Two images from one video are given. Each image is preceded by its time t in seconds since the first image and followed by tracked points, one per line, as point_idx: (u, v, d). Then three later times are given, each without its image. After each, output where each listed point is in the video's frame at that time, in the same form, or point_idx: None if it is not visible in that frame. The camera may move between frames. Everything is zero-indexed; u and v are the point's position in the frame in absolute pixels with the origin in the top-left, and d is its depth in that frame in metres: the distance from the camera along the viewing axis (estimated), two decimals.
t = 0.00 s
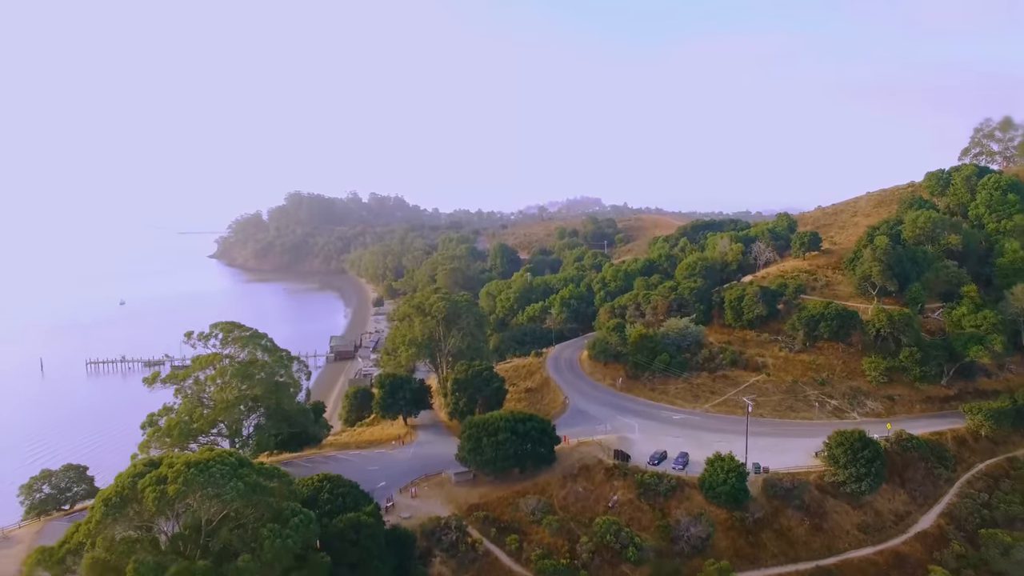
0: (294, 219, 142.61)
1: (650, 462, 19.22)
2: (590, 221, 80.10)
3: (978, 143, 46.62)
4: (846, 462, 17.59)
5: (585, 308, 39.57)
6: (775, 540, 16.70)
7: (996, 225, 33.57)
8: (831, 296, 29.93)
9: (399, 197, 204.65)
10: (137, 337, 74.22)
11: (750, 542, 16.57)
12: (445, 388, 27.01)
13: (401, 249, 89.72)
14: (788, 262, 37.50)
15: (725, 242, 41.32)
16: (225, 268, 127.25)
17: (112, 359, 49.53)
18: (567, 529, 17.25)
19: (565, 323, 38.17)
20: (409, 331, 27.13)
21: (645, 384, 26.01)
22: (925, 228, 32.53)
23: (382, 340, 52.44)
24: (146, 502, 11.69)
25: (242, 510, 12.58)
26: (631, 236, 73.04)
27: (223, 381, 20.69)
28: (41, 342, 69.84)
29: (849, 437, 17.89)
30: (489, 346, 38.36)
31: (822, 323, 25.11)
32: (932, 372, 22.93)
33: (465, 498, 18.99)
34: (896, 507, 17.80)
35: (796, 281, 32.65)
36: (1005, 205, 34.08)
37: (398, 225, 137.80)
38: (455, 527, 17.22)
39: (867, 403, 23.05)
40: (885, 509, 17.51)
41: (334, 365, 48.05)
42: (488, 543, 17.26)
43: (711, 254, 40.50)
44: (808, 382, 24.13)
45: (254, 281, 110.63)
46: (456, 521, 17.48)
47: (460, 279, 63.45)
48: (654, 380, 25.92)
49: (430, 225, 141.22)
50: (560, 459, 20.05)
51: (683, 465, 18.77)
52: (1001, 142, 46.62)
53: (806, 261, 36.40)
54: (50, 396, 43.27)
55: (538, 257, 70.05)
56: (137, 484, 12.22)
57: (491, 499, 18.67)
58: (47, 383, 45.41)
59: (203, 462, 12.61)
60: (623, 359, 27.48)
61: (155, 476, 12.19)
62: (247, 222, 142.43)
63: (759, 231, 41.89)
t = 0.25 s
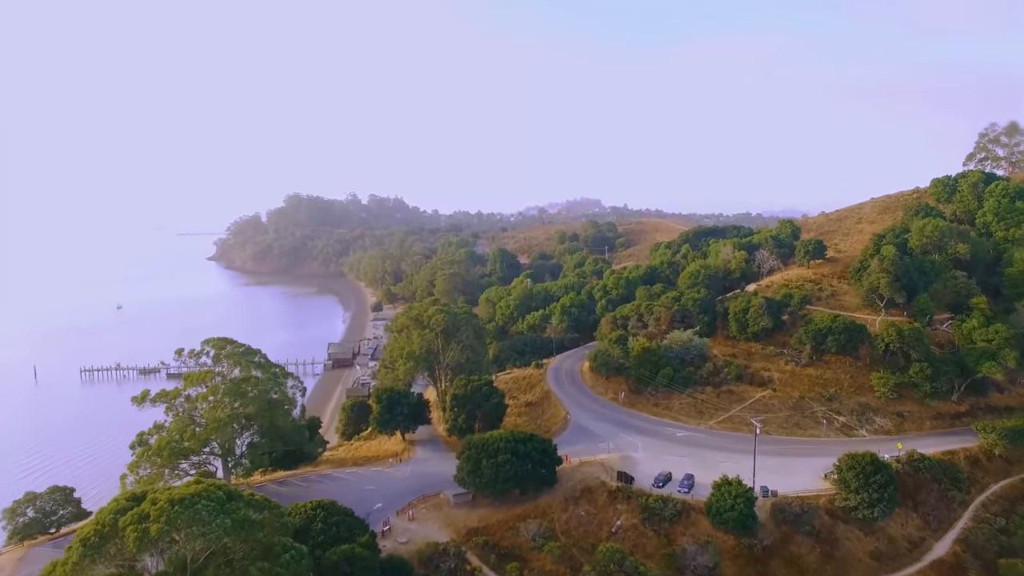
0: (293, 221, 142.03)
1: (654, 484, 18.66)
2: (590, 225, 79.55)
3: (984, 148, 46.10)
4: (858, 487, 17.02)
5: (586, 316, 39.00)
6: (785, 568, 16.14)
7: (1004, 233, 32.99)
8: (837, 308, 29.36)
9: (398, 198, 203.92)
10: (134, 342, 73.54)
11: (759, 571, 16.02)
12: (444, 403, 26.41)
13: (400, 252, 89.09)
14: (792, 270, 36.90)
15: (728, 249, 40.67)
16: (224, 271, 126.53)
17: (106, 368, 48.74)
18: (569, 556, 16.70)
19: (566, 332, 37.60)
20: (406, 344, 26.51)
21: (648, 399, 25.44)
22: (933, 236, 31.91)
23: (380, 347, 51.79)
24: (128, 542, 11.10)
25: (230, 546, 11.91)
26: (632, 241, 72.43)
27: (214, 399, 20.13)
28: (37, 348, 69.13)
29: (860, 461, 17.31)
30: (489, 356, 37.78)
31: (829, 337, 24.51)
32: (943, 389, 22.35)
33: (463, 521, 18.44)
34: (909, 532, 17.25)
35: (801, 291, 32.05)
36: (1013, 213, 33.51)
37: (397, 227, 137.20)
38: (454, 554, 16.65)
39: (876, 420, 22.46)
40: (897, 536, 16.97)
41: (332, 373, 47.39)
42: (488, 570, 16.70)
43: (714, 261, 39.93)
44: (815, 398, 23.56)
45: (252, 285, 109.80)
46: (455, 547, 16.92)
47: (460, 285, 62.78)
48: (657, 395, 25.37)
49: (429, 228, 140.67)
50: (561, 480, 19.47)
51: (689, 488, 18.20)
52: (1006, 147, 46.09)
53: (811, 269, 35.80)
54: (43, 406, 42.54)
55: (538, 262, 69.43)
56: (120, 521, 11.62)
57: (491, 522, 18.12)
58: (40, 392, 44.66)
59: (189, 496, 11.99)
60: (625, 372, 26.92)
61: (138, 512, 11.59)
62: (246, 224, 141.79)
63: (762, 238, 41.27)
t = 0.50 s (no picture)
0: (291, 224, 141.49)
1: (658, 508, 18.04)
2: (590, 229, 79.00)
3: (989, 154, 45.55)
4: (871, 514, 16.38)
5: (586, 326, 38.48)
6: None
7: (1012, 242, 32.40)
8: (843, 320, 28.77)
9: (397, 200, 203.21)
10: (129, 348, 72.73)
11: None
12: (442, 418, 25.81)
13: (399, 256, 88.45)
14: (796, 278, 36.30)
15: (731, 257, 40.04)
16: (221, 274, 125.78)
17: (100, 376, 47.96)
18: None
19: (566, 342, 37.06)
20: (403, 358, 25.90)
21: (650, 415, 24.85)
22: (940, 245, 31.29)
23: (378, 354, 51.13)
24: None
25: None
26: (632, 245, 71.83)
27: (205, 420, 19.55)
28: (32, 355, 68.35)
29: (873, 486, 16.67)
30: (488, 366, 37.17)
31: (837, 352, 23.87)
32: (954, 406, 21.72)
33: (461, 547, 17.83)
34: (922, 560, 16.69)
35: (805, 302, 31.44)
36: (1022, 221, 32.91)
37: (396, 231, 136.69)
38: None
39: (885, 438, 21.83)
40: (910, 565, 16.41)
41: (329, 382, 46.70)
42: None
43: (716, 269, 39.37)
44: (822, 414, 22.94)
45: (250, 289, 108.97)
46: None
47: (459, 290, 62.14)
48: (660, 411, 24.79)
49: (428, 230, 140.17)
50: (562, 503, 18.88)
51: (694, 513, 17.57)
52: (1011, 153, 45.53)
53: (816, 278, 35.20)
54: (34, 416, 41.80)
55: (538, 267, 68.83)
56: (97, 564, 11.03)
57: (490, 549, 17.51)
58: (32, 402, 43.92)
59: (170, 537, 11.39)
60: (627, 386, 26.31)
61: (116, 555, 10.99)
62: (244, 227, 141.17)
63: (765, 246, 40.66)
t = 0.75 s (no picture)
0: (289, 226, 140.92)
1: (662, 534, 17.42)
2: (589, 232, 78.42)
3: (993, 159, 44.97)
4: (884, 543, 15.78)
5: (587, 335, 37.83)
6: None
7: (1020, 251, 31.81)
8: (849, 331, 28.16)
9: (396, 201, 202.37)
10: (125, 355, 71.91)
11: None
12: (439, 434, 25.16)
13: (397, 260, 87.76)
14: (799, 287, 35.70)
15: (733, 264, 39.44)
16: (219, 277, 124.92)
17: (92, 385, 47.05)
18: None
19: (566, 352, 36.41)
20: (399, 372, 25.25)
21: (652, 431, 24.22)
22: (947, 254, 30.70)
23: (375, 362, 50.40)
24: None
25: None
26: (632, 249, 71.23)
27: (191, 444, 18.78)
28: (25, 364, 67.45)
29: (886, 513, 16.09)
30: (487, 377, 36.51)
31: (844, 367, 23.24)
32: (965, 424, 21.09)
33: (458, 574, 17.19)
34: None
35: (810, 312, 30.81)
36: None
37: (394, 233, 136.04)
38: None
39: (894, 457, 21.19)
40: None
41: (325, 391, 46.02)
42: None
43: (718, 277, 38.75)
44: (830, 431, 22.31)
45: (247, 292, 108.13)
46: None
47: (457, 296, 61.45)
48: (662, 427, 24.16)
49: (427, 233, 139.61)
50: (562, 527, 18.28)
51: (699, 539, 16.95)
52: (1016, 157, 44.95)
53: (820, 287, 34.59)
54: (23, 426, 41.00)
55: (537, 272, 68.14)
56: None
57: None
58: (22, 411, 43.12)
59: None
60: (629, 401, 25.69)
61: None
62: (241, 229, 140.48)
63: (767, 253, 40.04)
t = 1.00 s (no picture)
0: (288, 229, 140.46)
1: (667, 561, 16.78)
2: (590, 236, 77.80)
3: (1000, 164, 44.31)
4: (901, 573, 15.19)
5: (588, 344, 37.18)
6: None
7: None
8: (856, 344, 27.50)
9: (395, 202, 201.61)
10: (121, 360, 71.10)
11: None
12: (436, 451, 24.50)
13: (396, 264, 87.12)
14: (804, 295, 35.06)
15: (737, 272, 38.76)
16: (217, 280, 124.18)
17: (87, 394, 46.12)
18: None
19: (566, 362, 35.78)
20: (395, 387, 24.60)
21: (656, 448, 23.56)
22: (956, 263, 30.02)
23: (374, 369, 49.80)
24: None
25: None
26: (633, 253, 70.62)
27: (178, 465, 17.97)
28: (20, 370, 66.64)
29: (899, 540, 15.63)
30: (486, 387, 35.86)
31: (853, 383, 22.56)
32: (980, 443, 20.41)
33: None
34: None
35: (816, 323, 30.15)
36: None
37: (393, 235, 135.52)
38: None
39: (906, 477, 20.50)
40: None
41: (323, 400, 45.44)
42: None
43: (722, 285, 38.12)
44: (839, 450, 21.64)
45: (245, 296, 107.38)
46: None
47: (457, 301, 60.76)
48: (666, 444, 23.51)
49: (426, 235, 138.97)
50: (564, 553, 17.63)
51: (706, 567, 16.28)
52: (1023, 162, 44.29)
53: (825, 296, 33.95)
54: (15, 437, 40.26)
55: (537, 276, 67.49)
56: None
57: None
58: (14, 421, 42.35)
59: None
60: (632, 416, 25.02)
61: None
62: (240, 231, 139.94)
63: (771, 260, 39.35)
